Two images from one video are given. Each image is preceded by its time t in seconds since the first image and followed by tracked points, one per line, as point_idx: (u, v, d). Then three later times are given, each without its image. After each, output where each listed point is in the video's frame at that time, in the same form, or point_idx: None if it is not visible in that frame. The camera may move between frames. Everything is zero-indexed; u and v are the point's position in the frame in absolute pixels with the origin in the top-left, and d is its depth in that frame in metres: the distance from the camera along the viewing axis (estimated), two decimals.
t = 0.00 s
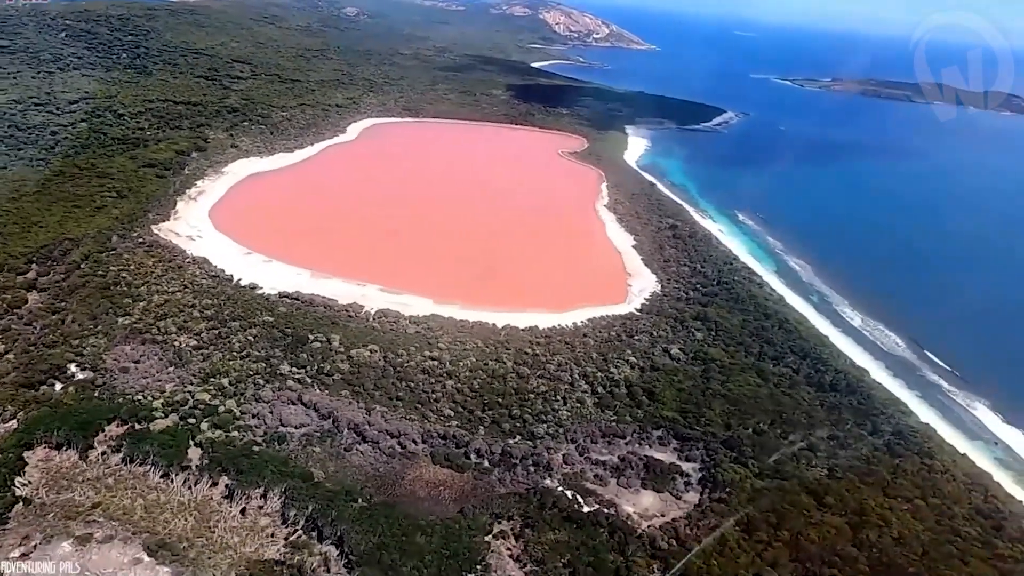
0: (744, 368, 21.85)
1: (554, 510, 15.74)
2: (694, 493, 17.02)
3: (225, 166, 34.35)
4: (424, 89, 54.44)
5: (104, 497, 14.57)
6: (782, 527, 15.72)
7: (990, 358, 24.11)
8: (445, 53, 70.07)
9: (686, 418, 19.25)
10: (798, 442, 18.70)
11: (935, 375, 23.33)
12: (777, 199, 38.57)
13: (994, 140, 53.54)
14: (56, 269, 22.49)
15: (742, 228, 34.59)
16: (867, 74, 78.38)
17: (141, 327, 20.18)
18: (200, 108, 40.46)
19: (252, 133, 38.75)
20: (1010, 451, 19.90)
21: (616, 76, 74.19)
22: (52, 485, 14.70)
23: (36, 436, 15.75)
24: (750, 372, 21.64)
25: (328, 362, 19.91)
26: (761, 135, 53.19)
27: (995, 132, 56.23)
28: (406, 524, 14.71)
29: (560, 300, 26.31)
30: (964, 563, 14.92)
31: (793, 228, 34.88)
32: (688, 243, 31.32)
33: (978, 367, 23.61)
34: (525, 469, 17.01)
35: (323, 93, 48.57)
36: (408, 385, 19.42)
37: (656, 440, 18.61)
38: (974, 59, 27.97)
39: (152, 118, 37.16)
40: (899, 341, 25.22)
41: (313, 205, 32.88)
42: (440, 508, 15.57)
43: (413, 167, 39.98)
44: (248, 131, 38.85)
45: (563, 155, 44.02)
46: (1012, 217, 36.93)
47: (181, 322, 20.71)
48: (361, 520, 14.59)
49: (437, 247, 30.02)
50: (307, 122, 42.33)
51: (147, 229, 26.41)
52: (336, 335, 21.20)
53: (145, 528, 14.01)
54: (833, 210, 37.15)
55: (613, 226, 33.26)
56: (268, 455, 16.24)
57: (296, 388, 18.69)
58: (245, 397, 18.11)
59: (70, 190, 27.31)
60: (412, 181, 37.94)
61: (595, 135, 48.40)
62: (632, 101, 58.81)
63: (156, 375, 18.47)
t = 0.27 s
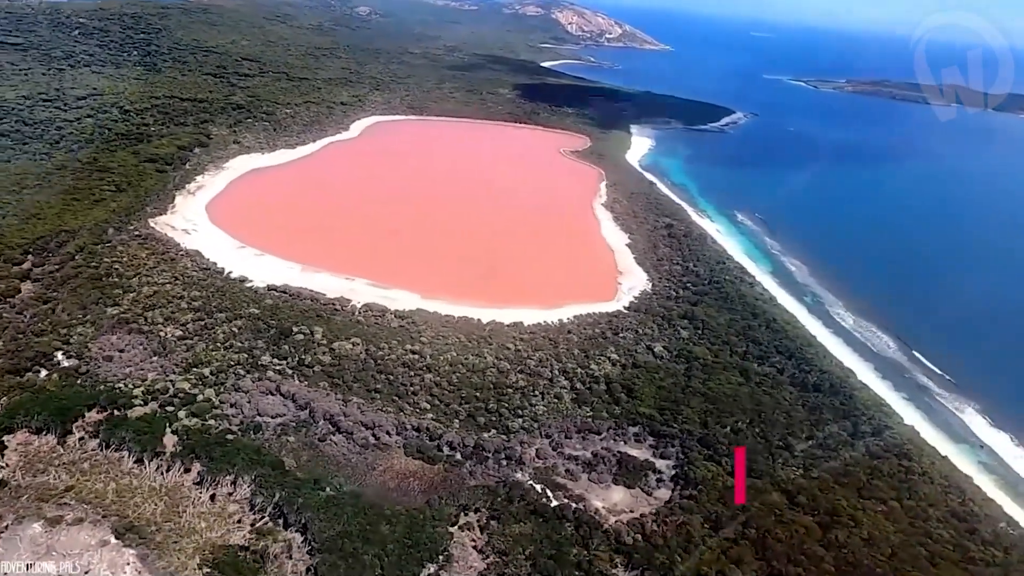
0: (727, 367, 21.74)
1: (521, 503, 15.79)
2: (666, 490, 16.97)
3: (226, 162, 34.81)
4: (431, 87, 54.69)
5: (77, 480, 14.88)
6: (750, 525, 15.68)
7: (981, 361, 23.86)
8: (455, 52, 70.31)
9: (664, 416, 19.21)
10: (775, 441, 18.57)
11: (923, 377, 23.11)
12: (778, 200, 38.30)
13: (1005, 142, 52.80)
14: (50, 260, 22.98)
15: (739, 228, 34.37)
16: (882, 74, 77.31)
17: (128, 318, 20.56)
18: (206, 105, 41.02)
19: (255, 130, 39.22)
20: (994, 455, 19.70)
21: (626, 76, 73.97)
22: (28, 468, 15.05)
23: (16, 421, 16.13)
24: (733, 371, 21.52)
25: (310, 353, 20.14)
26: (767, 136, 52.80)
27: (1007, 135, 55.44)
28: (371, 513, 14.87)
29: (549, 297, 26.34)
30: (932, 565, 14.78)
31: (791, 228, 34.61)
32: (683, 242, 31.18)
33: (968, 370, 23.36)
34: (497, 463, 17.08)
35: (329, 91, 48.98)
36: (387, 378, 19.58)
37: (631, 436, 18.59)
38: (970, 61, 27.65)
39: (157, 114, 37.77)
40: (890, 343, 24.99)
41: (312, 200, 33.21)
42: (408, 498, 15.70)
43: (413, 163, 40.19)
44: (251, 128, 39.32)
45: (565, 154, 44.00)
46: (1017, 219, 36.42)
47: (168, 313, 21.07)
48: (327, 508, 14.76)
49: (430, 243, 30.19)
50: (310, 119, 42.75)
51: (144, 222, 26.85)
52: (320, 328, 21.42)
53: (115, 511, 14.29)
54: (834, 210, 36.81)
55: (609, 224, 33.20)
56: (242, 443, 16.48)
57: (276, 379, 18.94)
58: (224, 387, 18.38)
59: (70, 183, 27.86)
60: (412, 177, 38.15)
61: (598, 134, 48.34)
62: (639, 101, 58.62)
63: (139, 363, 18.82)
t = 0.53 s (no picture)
0: (711, 366, 21.63)
1: (489, 495, 15.89)
2: (637, 485, 16.95)
3: (229, 157, 35.32)
4: (439, 86, 54.96)
5: (54, 462, 15.24)
6: (718, 522, 15.63)
7: (970, 364, 23.63)
8: (467, 52, 70.55)
9: (642, 413, 19.17)
10: (753, 440, 18.45)
11: (912, 379, 22.86)
12: (780, 201, 38.04)
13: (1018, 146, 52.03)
14: (47, 249, 23.51)
15: (738, 229, 34.14)
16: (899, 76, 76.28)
17: (119, 306, 20.99)
18: (214, 101, 41.62)
19: (261, 126, 39.73)
20: (979, 459, 19.44)
21: (638, 76, 73.76)
22: (8, 449, 15.44)
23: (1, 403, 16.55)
24: (717, 370, 21.41)
25: (294, 345, 20.40)
26: (775, 137, 52.40)
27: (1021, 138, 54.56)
28: (338, 501, 15.05)
29: (538, 293, 26.43)
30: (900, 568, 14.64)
31: (791, 229, 34.33)
32: (679, 242, 31.04)
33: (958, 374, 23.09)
34: (469, 455, 17.18)
35: (338, 89, 49.44)
36: (367, 370, 19.78)
37: (608, 432, 18.58)
38: (969, 61, 27.22)
39: (165, 109, 38.41)
40: (882, 345, 24.73)
41: (311, 194, 33.62)
42: (377, 487, 15.87)
43: (415, 160, 40.45)
44: (256, 124, 39.84)
45: (569, 153, 43.99)
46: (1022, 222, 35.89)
47: (158, 303, 21.47)
48: (295, 495, 14.97)
49: (425, 238, 30.41)
50: (316, 117, 43.21)
51: (143, 214, 27.34)
52: (306, 320, 21.69)
53: (88, 492, 14.62)
54: (836, 212, 36.45)
55: (606, 223, 33.16)
56: (219, 429, 16.75)
57: (258, 368, 19.22)
58: (206, 375, 18.69)
59: (74, 175, 28.46)
60: (412, 173, 38.40)
61: (604, 133, 48.26)
62: (648, 101, 58.41)
63: (125, 351, 19.20)
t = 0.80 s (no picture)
0: (695, 364, 21.54)
1: (458, 487, 15.98)
2: (609, 481, 16.93)
3: (234, 152, 35.84)
4: (448, 84, 55.21)
5: (35, 443, 15.63)
6: (686, 520, 15.58)
7: (961, 369, 23.37)
8: (479, 51, 70.79)
9: (620, 409, 19.16)
10: (730, 439, 18.36)
11: (901, 383, 22.60)
12: (783, 202, 37.75)
13: None
14: (47, 237, 24.06)
15: (737, 230, 33.90)
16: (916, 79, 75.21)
17: (112, 294, 21.44)
18: (222, 96, 42.23)
19: (267, 121, 40.26)
20: (964, 465, 19.11)
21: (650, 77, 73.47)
22: None
23: None
24: (700, 369, 21.32)
25: (279, 335, 20.67)
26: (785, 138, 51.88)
27: None
28: (308, 487, 15.27)
29: (529, 290, 26.54)
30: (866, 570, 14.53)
31: (791, 230, 34.05)
32: (676, 241, 30.89)
33: (948, 379, 22.84)
34: (443, 446, 17.31)
35: (347, 86, 49.89)
36: (350, 361, 19.99)
37: (584, 428, 18.60)
38: (966, 61, 26.85)
39: (173, 104, 39.06)
40: (874, 349, 24.47)
41: (313, 189, 34.02)
42: (349, 475, 16.06)
43: (418, 156, 40.66)
44: (263, 119, 40.35)
45: (573, 152, 43.97)
46: None
47: (150, 292, 21.88)
48: (266, 480, 15.20)
49: (420, 233, 30.63)
50: (323, 113, 43.67)
51: (145, 206, 27.85)
52: (294, 311, 21.97)
53: (65, 473, 14.97)
54: (838, 215, 36.10)
55: (604, 222, 33.13)
56: (197, 415, 17.05)
57: (242, 357, 19.52)
58: (191, 362, 19.02)
59: (78, 167, 29.07)
60: (414, 169, 38.62)
61: (610, 133, 48.15)
62: (658, 101, 58.16)
63: (113, 337, 19.59)
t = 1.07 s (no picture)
0: (680, 362, 21.43)
1: (429, 477, 16.08)
2: (582, 476, 16.92)
3: (239, 146, 36.33)
4: (458, 82, 55.41)
5: (18, 424, 16.00)
6: (655, 516, 15.54)
7: (955, 372, 22.97)
8: (492, 50, 70.93)
9: (600, 405, 19.13)
10: (707, 437, 18.24)
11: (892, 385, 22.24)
12: (786, 203, 37.39)
13: None
14: (48, 226, 24.59)
15: (737, 231, 33.60)
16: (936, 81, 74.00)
17: (105, 282, 21.85)
18: (232, 91, 42.81)
19: (274, 117, 40.74)
20: (948, 470, 18.76)
21: (664, 77, 73.09)
22: None
23: None
24: (685, 367, 21.21)
25: (266, 325, 20.94)
26: (795, 139, 51.33)
27: None
28: (279, 473, 15.46)
29: (521, 285, 26.57)
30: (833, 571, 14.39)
31: (792, 231, 33.69)
32: (672, 240, 30.73)
33: (940, 382, 22.44)
34: (418, 437, 17.42)
35: (356, 83, 50.28)
36: (333, 351, 20.20)
37: (562, 423, 18.60)
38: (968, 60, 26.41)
39: (183, 98, 39.67)
40: (867, 352, 24.14)
41: (313, 182, 34.37)
42: (322, 463, 16.23)
43: (422, 152, 40.83)
44: (270, 114, 40.84)
45: (577, 150, 43.89)
46: None
47: (143, 280, 22.27)
48: (238, 465, 15.42)
49: (417, 227, 30.78)
50: (330, 109, 44.07)
51: (146, 197, 28.33)
52: (282, 302, 22.23)
53: (44, 453, 15.32)
54: (842, 216, 35.66)
55: (602, 220, 33.03)
56: (178, 401, 17.33)
57: (228, 346, 19.80)
58: (176, 349, 19.34)
59: (84, 158, 29.66)
60: (417, 164, 38.79)
61: (617, 132, 47.99)
62: (668, 102, 57.85)
63: (103, 324, 19.98)
